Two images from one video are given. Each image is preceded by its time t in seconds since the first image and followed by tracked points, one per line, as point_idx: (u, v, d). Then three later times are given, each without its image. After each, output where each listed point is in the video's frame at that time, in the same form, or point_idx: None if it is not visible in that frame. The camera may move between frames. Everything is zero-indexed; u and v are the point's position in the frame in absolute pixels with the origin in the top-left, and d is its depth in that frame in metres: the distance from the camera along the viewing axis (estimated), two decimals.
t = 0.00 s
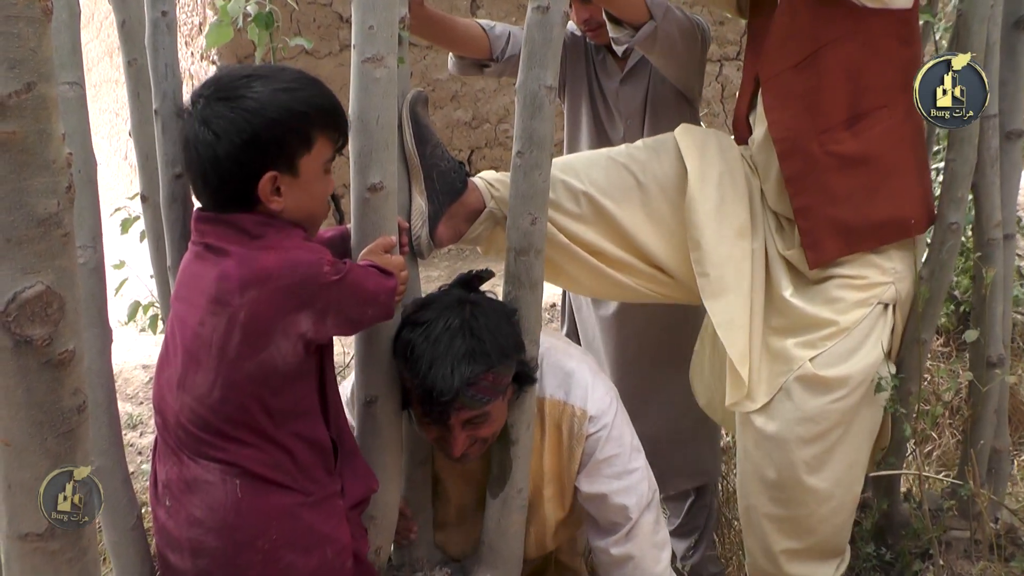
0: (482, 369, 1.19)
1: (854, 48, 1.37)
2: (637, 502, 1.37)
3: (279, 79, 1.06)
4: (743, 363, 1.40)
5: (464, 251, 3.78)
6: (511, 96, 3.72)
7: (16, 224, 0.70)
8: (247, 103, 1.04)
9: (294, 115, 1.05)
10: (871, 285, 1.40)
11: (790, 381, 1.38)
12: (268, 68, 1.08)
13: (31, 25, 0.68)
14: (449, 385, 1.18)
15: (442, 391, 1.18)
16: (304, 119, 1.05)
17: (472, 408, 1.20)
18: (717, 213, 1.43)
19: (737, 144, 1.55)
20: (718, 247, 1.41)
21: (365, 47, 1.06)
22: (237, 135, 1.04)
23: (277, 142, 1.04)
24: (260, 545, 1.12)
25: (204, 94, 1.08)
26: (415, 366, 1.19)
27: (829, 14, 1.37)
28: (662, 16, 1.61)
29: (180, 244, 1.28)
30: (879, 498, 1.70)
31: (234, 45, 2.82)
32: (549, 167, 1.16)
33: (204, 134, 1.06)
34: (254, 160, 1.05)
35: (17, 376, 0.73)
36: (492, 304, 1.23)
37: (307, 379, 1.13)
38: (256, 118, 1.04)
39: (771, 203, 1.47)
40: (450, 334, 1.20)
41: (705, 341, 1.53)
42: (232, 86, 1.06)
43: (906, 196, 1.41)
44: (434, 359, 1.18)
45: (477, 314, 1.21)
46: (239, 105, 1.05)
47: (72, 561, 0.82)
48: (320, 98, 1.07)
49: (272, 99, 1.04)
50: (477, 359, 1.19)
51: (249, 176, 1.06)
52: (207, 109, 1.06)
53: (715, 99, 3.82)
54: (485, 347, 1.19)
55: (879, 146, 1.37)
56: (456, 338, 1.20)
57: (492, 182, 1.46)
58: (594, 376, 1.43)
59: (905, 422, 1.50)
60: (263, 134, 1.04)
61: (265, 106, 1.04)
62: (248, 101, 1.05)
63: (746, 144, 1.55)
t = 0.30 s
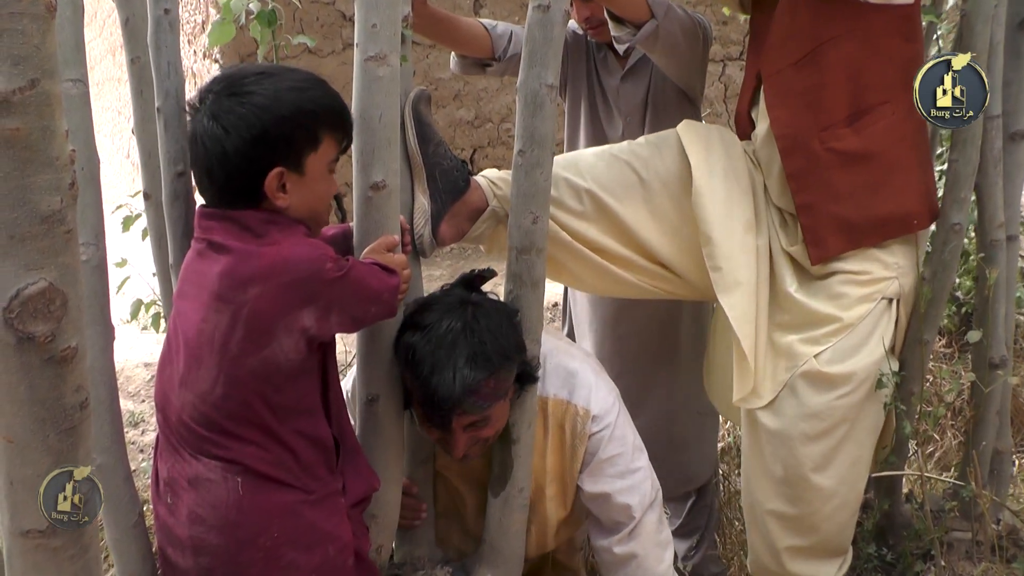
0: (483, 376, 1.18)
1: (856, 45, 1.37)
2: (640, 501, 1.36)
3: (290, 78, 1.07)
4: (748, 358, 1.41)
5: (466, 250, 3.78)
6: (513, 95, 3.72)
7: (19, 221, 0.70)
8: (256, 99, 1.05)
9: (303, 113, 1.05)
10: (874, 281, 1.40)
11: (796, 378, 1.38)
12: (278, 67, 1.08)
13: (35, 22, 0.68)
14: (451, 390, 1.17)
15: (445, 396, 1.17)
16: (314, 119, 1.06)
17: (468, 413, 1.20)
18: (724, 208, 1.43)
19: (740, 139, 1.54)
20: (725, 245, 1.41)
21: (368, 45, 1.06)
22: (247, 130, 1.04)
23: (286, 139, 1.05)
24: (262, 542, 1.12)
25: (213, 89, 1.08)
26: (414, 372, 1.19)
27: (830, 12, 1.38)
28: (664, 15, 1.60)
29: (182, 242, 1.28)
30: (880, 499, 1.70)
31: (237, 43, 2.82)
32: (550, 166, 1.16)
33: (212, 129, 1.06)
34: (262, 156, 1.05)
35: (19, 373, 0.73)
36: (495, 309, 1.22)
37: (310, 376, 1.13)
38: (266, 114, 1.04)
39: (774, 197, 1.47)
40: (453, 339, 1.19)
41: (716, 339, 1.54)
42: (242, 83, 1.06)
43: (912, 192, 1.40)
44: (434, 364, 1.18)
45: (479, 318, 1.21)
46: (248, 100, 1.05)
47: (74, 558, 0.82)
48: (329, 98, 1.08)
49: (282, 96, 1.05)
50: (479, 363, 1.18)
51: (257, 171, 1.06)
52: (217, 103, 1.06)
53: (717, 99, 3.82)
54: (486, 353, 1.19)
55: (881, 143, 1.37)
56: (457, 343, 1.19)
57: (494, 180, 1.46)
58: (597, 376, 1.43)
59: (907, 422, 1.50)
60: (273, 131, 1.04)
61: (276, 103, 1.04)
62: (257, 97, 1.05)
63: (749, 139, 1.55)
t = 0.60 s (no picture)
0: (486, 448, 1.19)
1: (858, 42, 1.37)
2: (640, 499, 1.36)
3: (294, 77, 1.08)
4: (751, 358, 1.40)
5: (468, 249, 3.78)
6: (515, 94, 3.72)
7: (22, 219, 0.70)
8: (259, 96, 1.05)
9: (306, 113, 1.06)
10: (878, 280, 1.40)
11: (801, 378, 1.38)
12: (283, 67, 1.09)
13: (39, 20, 0.68)
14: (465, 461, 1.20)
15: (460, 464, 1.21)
16: (316, 119, 1.07)
17: (460, 469, 1.22)
18: (725, 206, 1.42)
19: (744, 137, 1.56)
20: (728, 243, 1.40)
21: (369, 43, 1.06)
22: (249, 127, 1.05)
23: (289, 138, 1.05)
24: (246, 545, 1.12)
25: (217, 86, 1.08)
26: (407, 421, 1.19)
27: (834, 10, 1.38)
28: (665, 14, 1.60)
29: (184, 239, 1.28)
30: (881, 498, 1.70)
31: (239, 42, 2.82)
32: (551, 164, 1.16)
33: (216, 125, 1.07)
34: (264, 153, 1.05)
35: (21, 371, 0.73)
36: (495, 374, 1.18)
37: (308, 380, 1.13)
38: (269, 112, 1.05)
39: (778, 196, 1.47)
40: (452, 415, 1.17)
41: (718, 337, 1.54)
42: (246, 81, 1.07)
43: (916, 187, 1.40)
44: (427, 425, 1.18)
45: (476, 387, 1.16)
46: (252, 98, 1.05)
47: (76, 556, 0.82)
48: (332, 100, 1.09)
49: (286, 95, 1.06)
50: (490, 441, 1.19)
51: (260, 169, 1.07)
52: (221, 99, 1.07)
53: (719, 99, 3.82)
54: (480, 429, 1.17)
55: (885, 142, 1.37)
56: (452, 414, 1.16)
57: (495, 179, 1.46)
58: (598, 375, 1.43)
59: (908, 421, 1.50)
60: (275, 129, 1.04)
61: (279, 101, 1.05)
62: (261, 95, 1.05)
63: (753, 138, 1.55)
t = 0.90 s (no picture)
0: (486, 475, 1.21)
1: (862, 40, 1.38)
2: (640, 498, 1.36)
3: (214, 103, 1.00)
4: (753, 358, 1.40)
5: (469, 248, 3.78)
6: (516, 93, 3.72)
7: (20, 219, 0.70)
8: (195, 145, 1.00)
9: (248, 133, 1.00)
10: (879, 282, 1.40)
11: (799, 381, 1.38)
12: (198, 91, 1.01)
13: (37, 20, 0.68)
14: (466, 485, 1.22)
15: (460, 486, 1.23)
16: (255, 137, 1.00)
17: (461, 489, 1.24)
18: (723, 204, 1.43)
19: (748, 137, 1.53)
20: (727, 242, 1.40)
21: (368, 42, 1.06)
22: (198, 180, 1.01)
23: (245, 169, 1.01)
24: (220, 555, 1.12)
25: (147, 143, 1.03)
26: (414, 440, 1.21)
27: (836, 8, 1.38)
28: (663, 12, 1.60)
29: (183, 239, 1.29)
30: (882, 497, 1.70)
31: (239, 42, 2.82)
32: (551, 164, 1.16)
33: (167, 186, 1.02)
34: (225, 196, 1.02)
35: (21, 370, 0.74)
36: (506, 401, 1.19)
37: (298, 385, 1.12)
38: (213, 155, 0.99)
39: (781, 195, 1.46)
40: (463, 443, 1.18)
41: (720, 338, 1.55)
42: (173, 130, 1.00)
43: (916, 188, 1.40)
44: (433, 448, 1.20)
45: (487, 414, 1.18)
46: (190, 146, 1.00)
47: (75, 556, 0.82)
48: (256, 102, 1.01)
49: (218, 131, 0.99)
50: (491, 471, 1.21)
51: (227, 212, 1.03)
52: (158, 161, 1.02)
53: (720, 97, 3.82)
54: (486, 455, 1.19)
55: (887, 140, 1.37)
56: (461, 438, 1.18)
57: (494, 178, 1.46)
58: (597, 374, 1.44)
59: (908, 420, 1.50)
60: (229, 170, 1.00)
61: (216, 141, 0.99)
62: (196, 139, 1.00)
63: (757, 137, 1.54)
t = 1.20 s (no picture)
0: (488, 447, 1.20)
1: (866, 41, 1.36)
2: (638, 495, 1.37)
3: (263, 95, 1.03)
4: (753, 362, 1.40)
5: (468, 247, 3.78)
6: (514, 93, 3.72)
7: (17, 219, 0.70)
8: (230, 122, 1.02)
9: (280, 127, 1.02)
10: (882, 287, 1.40)
11: (798, 386, 1.38)
12: (248, 75, 1.04)
13: (34, 21, 0.68)
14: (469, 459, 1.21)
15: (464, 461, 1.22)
16: (289, 132, 1.03)
17: (462, 465, 1.23)
18: (722, 205, 1.43)
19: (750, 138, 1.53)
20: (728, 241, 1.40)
21: (366, 42, 1.06)
22: (223, 155, 1.03)
23: (266, 158, 1.03)
24: (238, 550, 1.11)
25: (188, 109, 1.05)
26: (411, 416, 1.20)
27: (837, 9, 1.38)
28: (662, 12, 1.60)
29: (182, 239, 1.29)
30: (881, 495, 1.70)
31: (236, 42, 2.82)
32: (549, 163, 1.16)
33: (190, 157, 1.05)
34: (246, 178, 1.04)
35: (19, 370, 0.74)
36: (502, 373, 1.18)
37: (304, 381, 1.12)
38: (241, 138, 1.02)
39: (782, 199, 1.46)
40: (461, 418, 1.17)
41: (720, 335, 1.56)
42: (215, 102, 1.03)
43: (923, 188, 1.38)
44: (431, 425, 1.19)
45: (483, 385, 1.17)
46: (222, 125, 1.03)
47: (74, 556, 0.82)
48: (303, 102, 1.04)
49: (256, 115, 1.02)
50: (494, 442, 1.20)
51: (243, 195, 1.06)
52: (192, 128, 1.04)
53: (718, 96, 3.83)
54: (483, 428, 1.18)
55: (891, 142, 1.36)
56: (457, 412, 1.17)
57: (492, 177, 1.45)
58: (596, 370, 1.44)
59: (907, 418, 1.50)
60: (251, 155, 1.03)
61: (250, 124, 1.02)
62: (229, 120, 1.02)
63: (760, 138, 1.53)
